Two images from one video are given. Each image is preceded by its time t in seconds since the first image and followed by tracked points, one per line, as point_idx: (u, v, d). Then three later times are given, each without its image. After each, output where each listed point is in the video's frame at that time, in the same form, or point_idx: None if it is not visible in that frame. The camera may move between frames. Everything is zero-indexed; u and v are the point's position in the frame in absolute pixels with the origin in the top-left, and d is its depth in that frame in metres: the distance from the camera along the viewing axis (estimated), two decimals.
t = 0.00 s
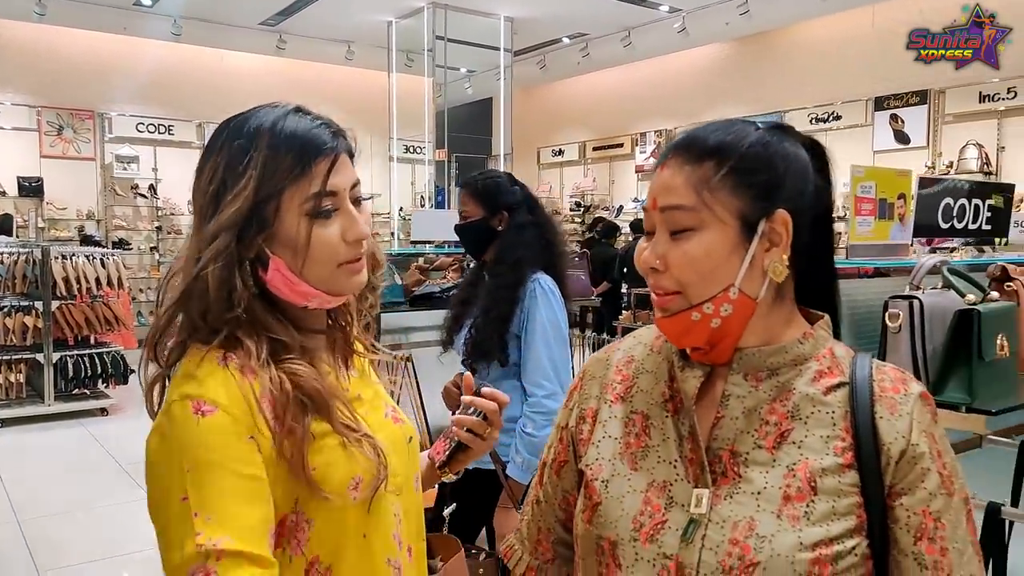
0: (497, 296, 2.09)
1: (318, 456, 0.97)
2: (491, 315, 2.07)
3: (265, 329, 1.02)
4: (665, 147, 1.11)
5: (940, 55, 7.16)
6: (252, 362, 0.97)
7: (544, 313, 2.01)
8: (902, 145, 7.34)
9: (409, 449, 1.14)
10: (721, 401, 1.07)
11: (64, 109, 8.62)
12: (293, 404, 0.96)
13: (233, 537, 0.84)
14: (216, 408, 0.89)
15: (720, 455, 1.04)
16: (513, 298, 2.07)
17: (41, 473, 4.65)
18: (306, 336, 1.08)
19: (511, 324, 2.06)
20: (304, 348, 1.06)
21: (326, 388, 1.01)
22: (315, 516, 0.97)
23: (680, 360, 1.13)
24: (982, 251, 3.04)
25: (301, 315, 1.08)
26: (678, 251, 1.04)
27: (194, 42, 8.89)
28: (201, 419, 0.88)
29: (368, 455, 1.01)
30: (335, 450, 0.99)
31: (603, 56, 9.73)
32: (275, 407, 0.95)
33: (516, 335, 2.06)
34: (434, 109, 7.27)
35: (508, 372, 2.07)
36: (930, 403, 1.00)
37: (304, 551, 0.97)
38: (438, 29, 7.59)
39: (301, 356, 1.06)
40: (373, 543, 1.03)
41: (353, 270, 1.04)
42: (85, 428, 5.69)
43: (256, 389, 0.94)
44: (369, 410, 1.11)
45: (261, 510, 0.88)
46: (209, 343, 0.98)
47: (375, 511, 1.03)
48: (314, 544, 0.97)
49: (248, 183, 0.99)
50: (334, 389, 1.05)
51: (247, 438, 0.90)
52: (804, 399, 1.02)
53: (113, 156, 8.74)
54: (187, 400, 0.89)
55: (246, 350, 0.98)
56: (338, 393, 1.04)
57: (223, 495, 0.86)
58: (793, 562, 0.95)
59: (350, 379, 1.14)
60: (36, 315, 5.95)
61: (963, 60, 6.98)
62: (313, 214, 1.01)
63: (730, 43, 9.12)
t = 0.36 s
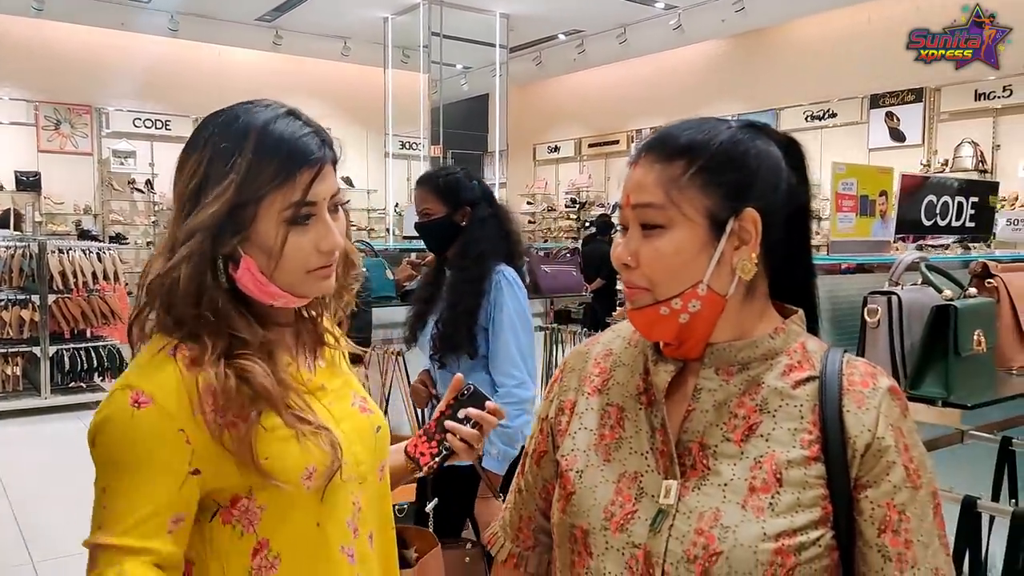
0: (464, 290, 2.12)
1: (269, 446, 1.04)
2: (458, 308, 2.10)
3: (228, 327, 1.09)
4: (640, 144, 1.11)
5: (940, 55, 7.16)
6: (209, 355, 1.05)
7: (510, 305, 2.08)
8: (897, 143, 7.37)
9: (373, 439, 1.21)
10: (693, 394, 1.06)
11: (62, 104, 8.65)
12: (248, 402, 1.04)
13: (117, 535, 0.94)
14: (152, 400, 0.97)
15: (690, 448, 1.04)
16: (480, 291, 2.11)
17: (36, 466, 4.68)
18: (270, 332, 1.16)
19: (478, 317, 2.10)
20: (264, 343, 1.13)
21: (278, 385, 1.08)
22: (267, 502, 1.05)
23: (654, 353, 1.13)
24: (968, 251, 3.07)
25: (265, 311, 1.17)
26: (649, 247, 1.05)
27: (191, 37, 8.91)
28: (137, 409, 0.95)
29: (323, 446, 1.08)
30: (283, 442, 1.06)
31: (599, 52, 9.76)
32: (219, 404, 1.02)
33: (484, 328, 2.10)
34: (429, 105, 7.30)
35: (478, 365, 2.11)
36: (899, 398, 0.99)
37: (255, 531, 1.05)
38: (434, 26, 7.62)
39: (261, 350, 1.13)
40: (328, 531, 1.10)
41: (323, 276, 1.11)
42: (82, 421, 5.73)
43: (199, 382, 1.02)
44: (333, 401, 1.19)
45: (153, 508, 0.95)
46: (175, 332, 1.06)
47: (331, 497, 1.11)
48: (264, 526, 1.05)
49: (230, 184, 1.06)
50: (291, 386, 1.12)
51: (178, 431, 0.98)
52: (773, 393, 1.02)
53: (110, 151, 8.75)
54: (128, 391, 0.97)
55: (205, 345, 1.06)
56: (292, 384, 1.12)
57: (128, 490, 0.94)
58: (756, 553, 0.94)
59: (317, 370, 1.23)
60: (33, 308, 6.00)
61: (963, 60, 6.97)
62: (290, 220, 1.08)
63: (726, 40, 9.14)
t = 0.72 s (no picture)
0: (423, 268, 2.23)
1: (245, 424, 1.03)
2: (419, 286, 2.21)
3: (227, 333, 1.06)
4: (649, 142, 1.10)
5: (939, 55, 7.20)
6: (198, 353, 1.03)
7: (468, 281, 2.20)
8: (910, 137, 7.34)
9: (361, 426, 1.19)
10: (702, 383, 1.06)
11: (74, 97, 8.71)
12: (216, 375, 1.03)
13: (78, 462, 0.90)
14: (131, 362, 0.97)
15: (697, 436, 1.03)
16: (437, 270, 2.22)
17: (48, 456, 4.70)
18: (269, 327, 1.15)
19: (437, 295, 2.21)
20: (261, 339, 1.10)
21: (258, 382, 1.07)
22: (246, 474, 1.02)
23: (664, 344, 1.12)
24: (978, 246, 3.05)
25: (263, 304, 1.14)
26: (660, 245, 1.04)
27: (201, 31, 8.96)
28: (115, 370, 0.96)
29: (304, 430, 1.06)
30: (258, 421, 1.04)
31: (607, 46, 9.76)
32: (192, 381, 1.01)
33: (443, 308, 2.21)
34: (438, 98, 7.32)
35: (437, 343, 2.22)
36: (909, 387, 0.98)
37: (232, 505, 1.02)
38: (442, 19, 7.64)
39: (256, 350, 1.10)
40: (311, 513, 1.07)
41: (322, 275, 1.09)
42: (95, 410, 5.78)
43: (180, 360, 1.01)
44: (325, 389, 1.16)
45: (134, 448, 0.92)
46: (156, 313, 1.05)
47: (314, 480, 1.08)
48: (242, 500, 1.02)
49: (233, 189, 1.04)
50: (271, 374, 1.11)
51: (156, 393, 0.97)
52: (780, 382, 1.01)
53: (122, 143, 8.78)
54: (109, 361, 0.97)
55: (204, 335, 1.04)
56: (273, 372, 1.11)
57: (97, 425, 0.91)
58: (762, 540, 0.94)
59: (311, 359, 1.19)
60: (47, 299, 6.07)
61: (962, 60, 7.02)
62: (294, 222, 1.06)
63: (735, 34, 9.12)
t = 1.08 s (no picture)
0: (413, 261, 2.25)
1: (279, 435, 1.02)
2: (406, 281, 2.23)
3: (245, 315, 1.08)
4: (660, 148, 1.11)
5: (940, 55, 7.24)
6: (227, 350, 1.02)
7: (453, 272, 2.21)
8: (919, 139, 7.33)
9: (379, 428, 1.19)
10: (721, 386, 1.06)
11: (85, 93, 8.73)
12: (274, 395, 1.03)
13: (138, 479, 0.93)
14: (176, 386, 0.95)
15: (716, 440, 1.03)
16: (423, 262, 2.24)
17: (58, 449, 4.73)
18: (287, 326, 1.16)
19: (423, 285, 2.23)
20: (282, 338, 1.11)
21: (293, 381, 1.06)
22: (276, 486, 1.02)
23: (683, 347, 1.12)
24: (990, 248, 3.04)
25: (284, 299, 1.15)
26: (681, 248, 1.05)
27: (212, 28, 8.99)
28: (160, 396, 0.94)
29: (333, 442, 1.06)
30: (294, 436, 1.03)
31: (616, 45, 9.76)
32: (234, 400, 1.00)
33: (429, 299, 2.22)
34: (446, 97, 7.32)
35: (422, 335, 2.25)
36: (929, 394, 0.98)
37: (260, 516, 1.02)
38: (452, 18, 7.65)
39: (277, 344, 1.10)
40: (332, 517, 1.07)
41: (336, 226, 1.10)
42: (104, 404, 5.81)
43: (221, 376, 1.00)
44: (341, 391, 1.16)
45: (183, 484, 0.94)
46: (189, 316, 1.04)
47: (336, 489, 1.08)
48: (270, 512, 1.03)
49: (220, 161, 1.06)
50: (302, 377, 1.09)
51: (201, 418, 0.96)
52: (800, 388, 1.01)
53: (132, 139, 8.81)
54: (150, 376, 0.96)
55: (223, 335, 1.03)
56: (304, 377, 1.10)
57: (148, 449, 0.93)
58: (782, 545, 0.95)
59: (326, 357, 1.19)
60: (57, 293, 6.10)
61: (963, 60, 7.05)
62: (290, 176, 1.08)
63: (744, 34, 9.11)
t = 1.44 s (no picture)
0: (405, 261, 2.27)
1: (296, 434, 1.03)
2: (400, 279, 2.25)
3: (258, 310, 1.09)
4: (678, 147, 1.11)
5: (940, 55, 7.32)
6: (241, 346, 1.03)
7: (444, 270, 2.22)
8: (928, 142, 7.30)
9: (392, 428, 1.20)
10: (727, 388, 1.06)
11: (97, 92, 8.76)
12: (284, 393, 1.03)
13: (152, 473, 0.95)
14: (197, 385, 0.96)
15: (721, 440, 1.04)
16: (416, 262, 2.26)
17: (67, 447, 4.76)
18: (303, 325, 1.17)
19: (416, 285, 2.25)
20: (296, 336, 1.12)
21: (309, 377, 1.07)
22: (293, 484, 1.04)
23: (690, 346, 1.12)
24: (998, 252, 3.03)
25: (296, 297, 1.16)
26: (692, 247, 1.05)
27: (223, 28, 9.04)
28: (180, 396, 0.95)
29: (348, 439, 1.07)
30: (310, 434, 1.04)
31: (624, 47, 9.77)
32: (251, 398, 1.01)
33: (422, 298, 2.24)
34: (455, 98, 7.33)
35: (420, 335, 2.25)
36: (935, 398, 0.99)
37: (277, 514, 1.04)
38: (461, 20, 7.67)
39: (292, 342, 1.11)
40: (346, 515, 1.09)
41: (353, 231, 1.12)
42: (112, 402, 5.84)
43: (238, 374, 1.01)
44: (354, 390, 1.17)
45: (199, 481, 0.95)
46: (208, 314, 1.06)
47: (351, 486, 1.09)
48: (288, 510, 1.04)
49: (241, 159, 1.07)
50: (316, 375, 1.11)
51: (220, 417, 0.97)
52: (806, 390, 1.02)
53: (142, 138, 8.85)
54: (171, 374, 0.97)
55: (238, 332, 1.05)
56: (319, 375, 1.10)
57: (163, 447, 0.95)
58: (786, 546, 0.95)
59: (339, 356, 1.20)
60: (67, 291, 6.13)
61: (962, 60, 7.11)
62: (309, 179, 1.09)
63: (752, 36, 9.11)
